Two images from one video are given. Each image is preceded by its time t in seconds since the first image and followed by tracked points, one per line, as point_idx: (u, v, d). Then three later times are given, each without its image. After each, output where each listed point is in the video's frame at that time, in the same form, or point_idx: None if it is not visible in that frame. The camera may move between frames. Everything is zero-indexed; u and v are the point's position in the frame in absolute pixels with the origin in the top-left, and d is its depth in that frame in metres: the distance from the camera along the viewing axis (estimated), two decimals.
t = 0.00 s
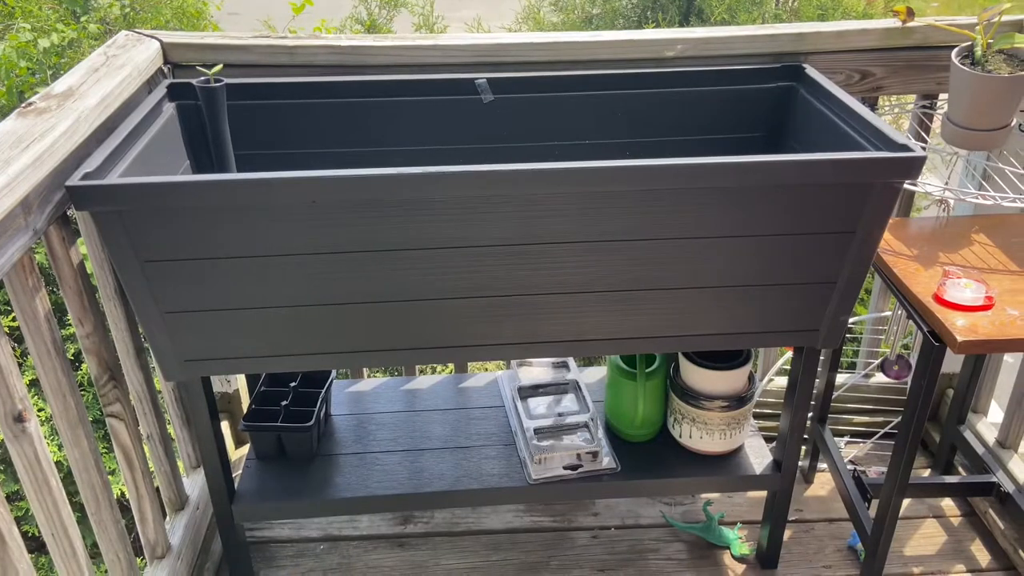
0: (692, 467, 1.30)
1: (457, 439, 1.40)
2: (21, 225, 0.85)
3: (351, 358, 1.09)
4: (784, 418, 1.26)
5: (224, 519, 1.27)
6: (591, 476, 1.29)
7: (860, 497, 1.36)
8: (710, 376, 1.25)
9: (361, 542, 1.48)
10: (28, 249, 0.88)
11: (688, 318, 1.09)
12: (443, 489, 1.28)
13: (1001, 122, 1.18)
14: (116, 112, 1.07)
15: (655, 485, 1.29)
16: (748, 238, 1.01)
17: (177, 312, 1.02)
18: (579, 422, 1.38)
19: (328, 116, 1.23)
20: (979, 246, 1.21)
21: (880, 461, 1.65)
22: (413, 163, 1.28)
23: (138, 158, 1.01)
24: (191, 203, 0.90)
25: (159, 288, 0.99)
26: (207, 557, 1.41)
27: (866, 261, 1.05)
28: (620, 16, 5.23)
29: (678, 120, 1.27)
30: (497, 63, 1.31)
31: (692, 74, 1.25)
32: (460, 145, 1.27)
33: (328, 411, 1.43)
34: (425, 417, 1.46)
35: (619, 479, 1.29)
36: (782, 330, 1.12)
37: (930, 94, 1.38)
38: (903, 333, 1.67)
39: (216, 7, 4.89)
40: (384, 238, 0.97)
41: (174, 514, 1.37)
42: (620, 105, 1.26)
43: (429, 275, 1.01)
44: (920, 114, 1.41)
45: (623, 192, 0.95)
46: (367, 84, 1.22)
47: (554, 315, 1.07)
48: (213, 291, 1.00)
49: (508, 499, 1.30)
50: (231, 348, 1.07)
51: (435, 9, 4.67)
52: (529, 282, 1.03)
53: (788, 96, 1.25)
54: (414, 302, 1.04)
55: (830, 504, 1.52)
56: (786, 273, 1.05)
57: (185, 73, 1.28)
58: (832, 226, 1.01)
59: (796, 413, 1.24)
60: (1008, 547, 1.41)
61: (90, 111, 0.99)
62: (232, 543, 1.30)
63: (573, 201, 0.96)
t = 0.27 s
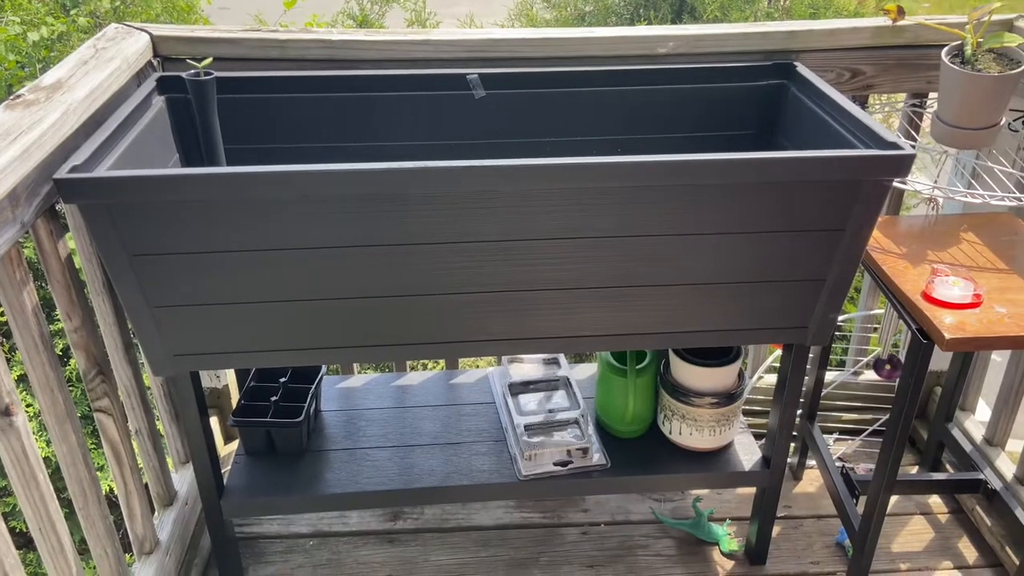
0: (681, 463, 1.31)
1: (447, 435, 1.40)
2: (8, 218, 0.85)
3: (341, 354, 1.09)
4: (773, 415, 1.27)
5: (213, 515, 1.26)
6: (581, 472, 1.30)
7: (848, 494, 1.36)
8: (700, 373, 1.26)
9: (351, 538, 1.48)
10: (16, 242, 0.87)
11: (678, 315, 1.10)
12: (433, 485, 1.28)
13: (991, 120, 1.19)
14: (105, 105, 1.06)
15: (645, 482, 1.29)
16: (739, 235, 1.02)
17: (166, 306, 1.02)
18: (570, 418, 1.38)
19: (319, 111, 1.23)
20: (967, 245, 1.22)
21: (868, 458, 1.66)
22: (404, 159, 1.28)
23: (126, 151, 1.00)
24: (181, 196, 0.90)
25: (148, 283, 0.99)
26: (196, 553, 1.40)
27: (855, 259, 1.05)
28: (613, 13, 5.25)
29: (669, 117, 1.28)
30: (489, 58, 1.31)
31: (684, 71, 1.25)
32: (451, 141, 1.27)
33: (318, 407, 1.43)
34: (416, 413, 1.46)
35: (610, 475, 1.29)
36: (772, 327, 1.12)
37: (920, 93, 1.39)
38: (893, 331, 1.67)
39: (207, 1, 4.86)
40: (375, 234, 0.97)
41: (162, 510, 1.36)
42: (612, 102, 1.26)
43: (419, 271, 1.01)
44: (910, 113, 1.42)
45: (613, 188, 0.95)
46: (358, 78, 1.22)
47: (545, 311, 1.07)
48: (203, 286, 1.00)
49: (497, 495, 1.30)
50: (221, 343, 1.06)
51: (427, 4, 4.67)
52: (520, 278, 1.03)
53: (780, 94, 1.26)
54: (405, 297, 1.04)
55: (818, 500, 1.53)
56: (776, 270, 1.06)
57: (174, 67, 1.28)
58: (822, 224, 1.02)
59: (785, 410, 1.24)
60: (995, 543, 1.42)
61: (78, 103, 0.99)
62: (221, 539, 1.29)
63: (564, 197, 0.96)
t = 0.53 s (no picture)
0: (674, 464, 1.31)
1: (440, 434, 1.40)
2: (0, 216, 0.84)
3: (335, 353, 1.09)
4: (765, 416, 1.27)
5: (205, 514, 1.26)
6: (573, 472, 1.30)
7: (839, 494, 1.37)
8: (693, 374, 1.26)
9: (343, 537, 1.47)
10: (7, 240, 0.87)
11: (671, 316, 1.10)
12: (426, 485, 1.28)
13: (982, 124, 1.20)
14: (98, 102, 1.06)
15: (637, 482, 1.30)
16: (732, 236, 1.02)
17: (158, 305, 1.01)
18: (562, 418, 1.38)
19: (313, 109, 1.22)
20: (958, 247, 1.23)
21: (859, 459, 1.67)
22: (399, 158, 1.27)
23: (119, 149, 1.00)
24: (174, 195, 0.90)
25: (140, 281, 0.99)
26: (187, 551, 1.40)
27: (848, 261, 1.06)
28: (607, 13, 5.26)
29: (663, 118, 1.28)
30: (484, 58, 1.30)
31: (678, 72, 1.25)
32: (446, 140, 1.27)
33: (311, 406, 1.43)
34: (408, 412, 1.46)
35: (602, 475, 1.29)
36: (764, 329, 1.13)
37: (912, 96, 1.40)
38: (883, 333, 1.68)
39: None
40: (369, 233, 0.97)
41: (153, 509, 1.36)
42: (607, 103, 1.26)
43: (413, 270, 1.01)
44: (903, 115, 1.42)
45: (608, 189, 0.95)
46: (352, 77, 1.22)
47: (539, 311, 1.07)
48: (196, 284, 1.00)
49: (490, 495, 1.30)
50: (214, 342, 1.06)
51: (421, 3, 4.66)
52: (514, 278, 1.03)
53: (773, 96, 1.26)
54: (398, 296, 1.04)
55: (809, 501, 1.54)
56: (769, 271, 1.06)
57: (168, 64, 1.27)
58: (815, 226, 1.02)
59: (777, 411, 1.25)
60: (984, 544, 1.43)
61: (71, 100, 0.98)
62: (212, 538, 1.29)
63: (558, 198, 0.96)
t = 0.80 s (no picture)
0: (665, 466, 1.31)
1: (431, 435, 1.40)
2: None
3: (327, 353, 1.09)
4: (756, 418, 1.28)
5: (195, 514, 1.25)
6: (565, 473, 1.30)
7: (829, 496, 1.37)
8: (685, 376, 1.26)
9: (333, 538, 1.47)
10: None
11: (664, 318, 1.10)
12: (417, 486, 1.28)
13: (973, 129, 1.20)
14: (89, 100, 1.05)
15: (628, 483, 1.30)
16: (725, 239, 1.02)
17: (149, 304, 1.01)
18: (554, 420, 1.38)
19: (306, 108, 1.22)
20: (948, 251, 1.23)
21: (849, 461, 1.67)
22: (392, 158, 1.27)
23: (111, 147, 0.99)
24: (165, 193, 0.89)
25: (130, 280, 0.98)
26: (176, 552, 1.39)
27: (840, 264, 1.06)
28: (600, 15, 5.27)
29: (657, 120, 1.28)
30: (478, 58, 1.30)
31: (671, 74, 1.26)
32: (440, 141, 1.27)
33: (302, 406, 1.42)
34: (400, 413, 1.45)
35: (594, 477, 1.29)
36: (756, 331, 1.13)
37: (904, 100, 1.40)
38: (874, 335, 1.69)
39: None
40: (362, 233, 0.97)
41: (142, 509, 1.35)
42: (600, 104, 1.26)
43: (406, 271, 1.01)
44: (894, 120, 1.43)
45: (601, 191, 0.95)
46: (346, 77, 1.21)
47: (531, 313, 1.07)
48: (188, 283, 0.99)
49: (481, 496, 1.30)
50: (205, 341, 1.06)
51: (414, 3, 4.66)
52: (507, 279, 1.03)
53: (766, 99, 1.26)
54: (391, 297, 1.03)
55: (799, 503, 1.54)
56: (761, 274, 1.06)
57: (160, 62, 1.27)
58: (807, 230, 1.02)
59: (768, 413, 1.25)
60: (973, 546, 1.43)
61: (63, 98, 0.98)
62: (202, 539, 1.28)
63: (552, 199, 0.96)
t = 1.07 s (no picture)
0: (659, 469, 1.31)
1: (426, 438, 1.40)
2: None
3: (322, 355, 1.08)
4: (750, 422, 1.28)
5: (187, 516, 1.25)
6: (559, 476, 1.30)
7: (822, 500, 1.38)
8: (679, 379, 1.27)
9: (326, 541, 1.46)
10: None
11: (659, 321, 1.10)
12: (411, 488, 1.28)
13: (967, 135, 1.21)
14: (84, 100, 1.05)
15: (622, 486, 1.30)
16: (720, 243, 1.02)
17: (144, 305, 1.00)
18: (549, 423, 1.38)
19: (302, 110, 1.22)
20: (942, 256, 1.24)
21: (842, 465, 1.68)
22: (388, 160, 1.27)
23: (106, 147, 0.99)
24: (161, 194, 0.89)
25: (125, 280, 0.97)
26: (168, 553, 1.38)
27: (835, 269, 1.06)
28: (595, 18, 5.28)
29: (653, 124, 1.28)
30: (474, 61, 1.30)
31: (667, 79, 1.26)
32: (436, 143, 1.27)
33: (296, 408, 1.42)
34: (394, 415, 1.45)
35: (588, 480, 1.29)
36: (750, 335, 1.14)
37: (898, 106, 1.41)
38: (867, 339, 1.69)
39: None
40: (358, 235, 0.96)
41: (135, 510, 1.34)
42: (597, 108, 1.27)
43: (402, 273, 1.01)
44: (889, 126, 1.43)
45: (598, 194, 0.95)
46: (342, 78, 1.21)
47: (527, 316, 1.07)
48: (183, 284, 0.99)
49: (475, 499, 1.30)
50: (199, 342, 1.05)
51: (410, 5, 4.66)
52: (503, 282, 1.03)
53: (762, 104, 1.27)
54: (386, 299, 1.03)
55: (792, 507, 1.54)
56: (757, 278, 1.07)
57: (155, 63, 1.26)
58: (803, 235, 1.03)
59: (762, 418, 1.25)
60: (965, 551, 1.44)
61: (58, 98, 0.97)
62: (194, 541, 1.28)
63: (548, 202, 0.96)
